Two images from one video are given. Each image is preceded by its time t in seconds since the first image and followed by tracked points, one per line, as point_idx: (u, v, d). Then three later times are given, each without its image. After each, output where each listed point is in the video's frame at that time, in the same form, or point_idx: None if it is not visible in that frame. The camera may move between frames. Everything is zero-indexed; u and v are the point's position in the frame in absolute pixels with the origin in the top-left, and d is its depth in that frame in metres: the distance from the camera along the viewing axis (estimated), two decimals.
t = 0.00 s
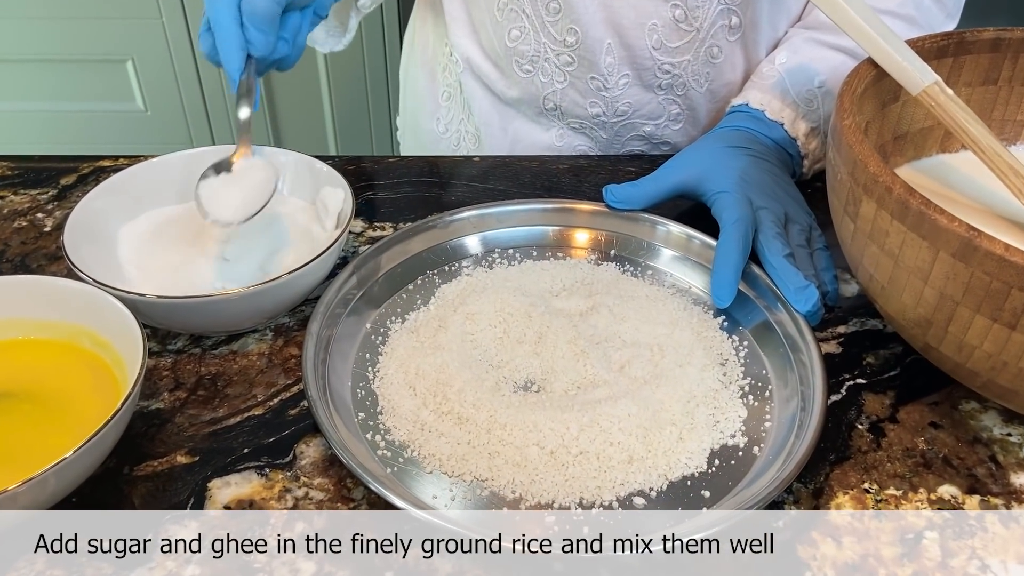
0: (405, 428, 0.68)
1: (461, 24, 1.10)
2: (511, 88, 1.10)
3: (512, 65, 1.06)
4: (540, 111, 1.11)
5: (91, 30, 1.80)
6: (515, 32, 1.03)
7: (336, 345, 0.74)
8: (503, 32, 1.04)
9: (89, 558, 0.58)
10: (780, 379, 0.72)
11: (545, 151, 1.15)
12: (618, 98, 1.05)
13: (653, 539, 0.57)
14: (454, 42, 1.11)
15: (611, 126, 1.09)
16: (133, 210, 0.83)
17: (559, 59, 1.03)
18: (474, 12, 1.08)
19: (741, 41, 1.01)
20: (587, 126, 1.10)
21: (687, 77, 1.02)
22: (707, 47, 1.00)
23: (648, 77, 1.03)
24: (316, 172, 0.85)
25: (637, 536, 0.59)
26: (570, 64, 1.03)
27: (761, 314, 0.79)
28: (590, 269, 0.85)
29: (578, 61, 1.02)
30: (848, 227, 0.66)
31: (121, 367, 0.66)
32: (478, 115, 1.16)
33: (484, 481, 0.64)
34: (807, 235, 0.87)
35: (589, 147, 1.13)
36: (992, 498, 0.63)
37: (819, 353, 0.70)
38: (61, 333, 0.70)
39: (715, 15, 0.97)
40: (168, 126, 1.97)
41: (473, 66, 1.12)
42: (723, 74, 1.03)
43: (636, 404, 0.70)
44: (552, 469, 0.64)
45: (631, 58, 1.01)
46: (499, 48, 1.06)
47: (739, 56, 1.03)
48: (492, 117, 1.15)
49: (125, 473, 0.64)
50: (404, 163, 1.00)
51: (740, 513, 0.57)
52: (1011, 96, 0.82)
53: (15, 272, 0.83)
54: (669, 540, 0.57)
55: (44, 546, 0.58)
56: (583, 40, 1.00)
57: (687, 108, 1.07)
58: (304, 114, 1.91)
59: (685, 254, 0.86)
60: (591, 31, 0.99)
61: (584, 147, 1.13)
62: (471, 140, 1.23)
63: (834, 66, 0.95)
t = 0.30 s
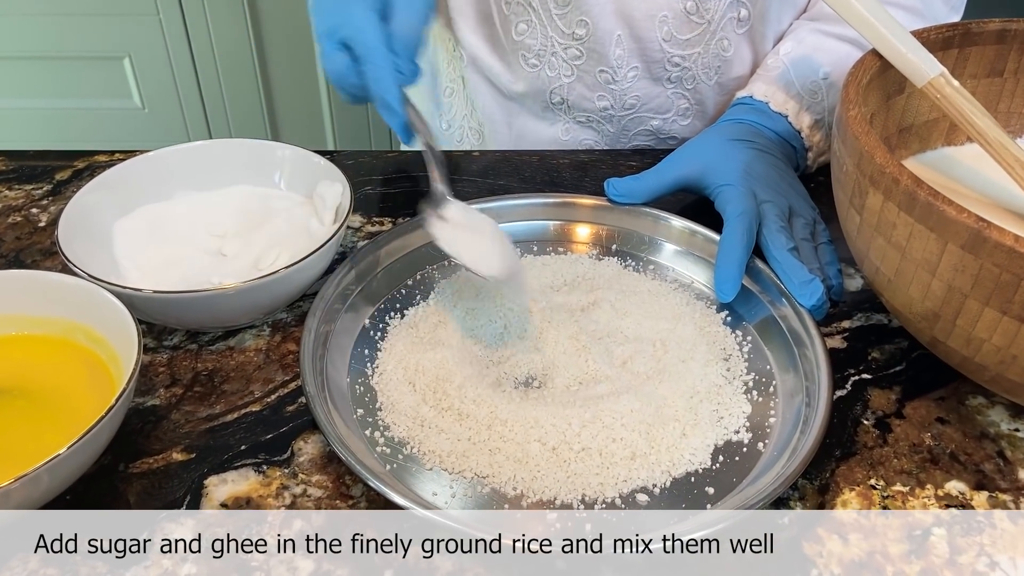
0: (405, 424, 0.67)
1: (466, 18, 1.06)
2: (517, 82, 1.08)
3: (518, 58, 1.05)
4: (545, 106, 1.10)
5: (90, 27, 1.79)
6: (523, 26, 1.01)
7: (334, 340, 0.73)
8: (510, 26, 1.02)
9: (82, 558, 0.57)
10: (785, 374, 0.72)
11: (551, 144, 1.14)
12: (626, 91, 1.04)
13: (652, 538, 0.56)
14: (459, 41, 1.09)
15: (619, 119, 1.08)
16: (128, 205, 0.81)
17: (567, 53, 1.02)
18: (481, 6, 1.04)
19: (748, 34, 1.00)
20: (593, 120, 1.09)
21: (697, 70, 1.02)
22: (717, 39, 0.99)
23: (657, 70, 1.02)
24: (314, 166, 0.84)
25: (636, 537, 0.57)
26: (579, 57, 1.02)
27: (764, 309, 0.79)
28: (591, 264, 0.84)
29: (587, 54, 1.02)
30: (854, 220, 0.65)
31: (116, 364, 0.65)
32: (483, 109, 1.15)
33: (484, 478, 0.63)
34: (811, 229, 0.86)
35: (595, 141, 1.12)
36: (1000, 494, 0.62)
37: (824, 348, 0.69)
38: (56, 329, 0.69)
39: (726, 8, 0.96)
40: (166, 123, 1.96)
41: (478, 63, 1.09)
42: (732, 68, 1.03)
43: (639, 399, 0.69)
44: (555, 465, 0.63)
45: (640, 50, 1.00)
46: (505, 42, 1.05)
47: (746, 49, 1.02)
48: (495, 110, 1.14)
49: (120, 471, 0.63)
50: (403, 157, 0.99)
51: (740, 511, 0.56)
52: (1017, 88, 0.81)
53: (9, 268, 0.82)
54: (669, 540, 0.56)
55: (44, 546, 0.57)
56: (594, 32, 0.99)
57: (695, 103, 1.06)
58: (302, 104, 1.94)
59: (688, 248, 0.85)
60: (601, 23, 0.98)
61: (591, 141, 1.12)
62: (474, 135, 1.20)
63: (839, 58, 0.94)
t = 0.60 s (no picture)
0: (405, 421, 0.66)
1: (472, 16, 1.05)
2: (525, 80, 1.06)
3: (526, 56, 1.03)
4: (553, 104, 1.08)
5: (87, 24, 1.78)
6: (530, 23, 1.00)
7: (332, 336, 0.72)
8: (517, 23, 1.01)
9: (77, 556, 0.56)
10: (788, 369, 0.71)
11: (558, 142, 1.13)
12: (636, 87, 1.04)
13: (651, 538, 0.55)
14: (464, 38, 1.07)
15: (628, 115, 1.07)
16: (125, 199, 0.81)
17: (576, 49, 1.01)
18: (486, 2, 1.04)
19: (757, 27, 1.01)
20: (603, 116, 1.08)
21: (709, 65, 1.02)
22: (728, 33, 0.99)
23: (668, 66, 1.02)
24: (312, 160, 0.83)
25: (636, 538, 0.55)
26: (588, 54, 1.01)
27: (767, 304, 0.78)
28: (593, 259, 0.84)
29: (596, 50, 1.00)
30: (859, 212, 0.65)
31: (112, 360, 0.64)
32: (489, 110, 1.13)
33: (485, 474, 0.62)
34: (815, 223, 0.86)
35: (603, 135, 1.11)
36: (1007, 490, 0.61)
37: (828, 342, 0.68)
38: (51, 324, 0.68)
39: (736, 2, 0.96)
40: (164, 120, 1.95)
41: (484, 63, 1.06)
42: (742, 62, 1.03)
43: (641, 395, 0.68)
44: (556, 461, 0.63)
45: (652, 46, 1.00)
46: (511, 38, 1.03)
47: (754, 44, 1.03)
48: (502, 111, 1.12)
49: (116, 468, 0.62)
50: (403, 152, 0.99)
51: (742, 508, 0.55)
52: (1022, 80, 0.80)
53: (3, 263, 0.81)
54: (668, 540, 0.55)
55: (44, 546, 0.56)
56: (604, 28, 0.98)
57: (706, 98, 1.06)
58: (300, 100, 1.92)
59: (690, 243, 0.85)
60: (612, 19, 0.97)
61: (599, 138, 1.11)
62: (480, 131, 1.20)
63: (841, 50, 0.94)
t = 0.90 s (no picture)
0: (401, 417, 0.65)
1: (467, 9, 1.08)
2: (517, 73, 1.08)
3: (518, 49, 1.04)
4: (548, 97, 1.09)
5: (84, 21, 1.78)
6: (520, 15, 1.00)
7: (328, 332, 0.72)
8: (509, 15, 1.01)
9: (70, 555, 0.55)
10: (788, 365, 0.70)
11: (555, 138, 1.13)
12: (628, 82, 1.03)
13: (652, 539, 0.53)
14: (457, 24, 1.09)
15: (622, 110, 1.07)
16: (119, 194, 0.80)
17: (567, 42, 1.01)
18: None
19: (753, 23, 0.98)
20: (597, 112, 1.08)
21: (700, 59, 1.00)
22: (719, 28, 0.97)
23: (659, 61, 1.01)
24: (308, 154, 0.82)
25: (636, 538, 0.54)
26: (579, 46, 1.01)
27: (767, 299, 0.77)
28: (591, 255, 0.83)
29: (588, 43, 1.00)
30: (860, 206, 0.64)
31: (105, 355, 0.63)
32: (485, 101, 1.14)
33: (482, 471, 0.61)
34: (815, 218, 0.85)
35: (599, 133, 1.11)
36: (1009, 486, 0.61)
37: (828, 338, 0.68)
38: (44, 320, 0.67)
39: None
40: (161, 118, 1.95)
41: (478, 50, 1.09)
42: (738, 59, 1.01)
43: (639, 391, 0.68)
44: (554, 458, 0.62)
45: (641, 41, 0.99)
46: (504, 34, 1.04)
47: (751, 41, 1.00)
48: (498, 101, 1.13)
49: (109, 465, 0.62)
50: (400, 147, 0.98)
51: (742, 505, 0.55)
52: None
53: None
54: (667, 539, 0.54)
55: (44, 546, 0.56)
56: (593, 22, 0.98)
57: (698, 92, 1.04)
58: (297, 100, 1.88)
59: (689, 238, 0.84)
60: (600, 12, 0.97)
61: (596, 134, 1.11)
62: (474, 126, 1.20)
63: (841, 46, 0.93)
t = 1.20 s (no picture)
0: (399, 414, 0.65)
1: (456, 3, 1.06)
2: (505, 66, 1.07)
3: (506, 42, 1.03)
4: (537, 90, 1.08)
5: (80, 18, 1.77)
6: (508, 8, 0.99)
7: (325, 329, 0.71)
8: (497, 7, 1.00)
9: (63, 554, 0.54)
10: (790, 361, 0.70)
11: (544, 131, 1.13)
12: (617, 75, 1.02)
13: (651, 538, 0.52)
14: (448, 23, 1.08)
15: (612, 103, 1.06)
16: (113, 190, 0.79)
17: (555, 35, 0.99)
18: None
19: (743, 15, 0.97)
20: (586, 105, 1.07)
21: (689, 52, 0.99)
22: (709, 20, 0.96)
23: (648, 53, 1.00)
24: (303, 149, 0.81)
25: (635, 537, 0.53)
26: (568, 39, 0.99)
27: (769, 295, 0.77)
28: (591, 251, 0.82)
29: (576, 36, 0.99)
30: (863, 200, 0.63)
31: (99, 351, 0.62)
32: (474, 94, 1.12)
33: (481, 468, 0.61)
34: (817, 213, 0.84)
35: (589, 127, 1.10)
36: (1015, 484, 0.60)
37: (831, 334, 0.67)
38: (37, 316, 0.66)
39: None
40: (159, 115, 1.94)
41: (466, 44, 1.08)
42: (728, 50, 1.00)
43: (640, 387, 0.67)
44: (553, 455, 0.61)
45: (630, 33, 0.98)
46: (489, 27, 1.03)
47: (741, 34, 0.99)
48: (487, 96, 1.12)
49: (102, 463, 0.61)
50: (398, 143, 0.97)
51: (745, 504, 0.54)
52: None
53: None
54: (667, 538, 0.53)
55: (44, 546, 0.55)
56: (581, 14, 0.96)
57: (688, 85, 1.03)
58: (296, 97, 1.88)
59: (690, 234, 0.83)
60: (588, 4, 0.95)
61: (586, 128, 1.11)
62: (464, 121, 1.20)
63: (841, 42, 0.92)
